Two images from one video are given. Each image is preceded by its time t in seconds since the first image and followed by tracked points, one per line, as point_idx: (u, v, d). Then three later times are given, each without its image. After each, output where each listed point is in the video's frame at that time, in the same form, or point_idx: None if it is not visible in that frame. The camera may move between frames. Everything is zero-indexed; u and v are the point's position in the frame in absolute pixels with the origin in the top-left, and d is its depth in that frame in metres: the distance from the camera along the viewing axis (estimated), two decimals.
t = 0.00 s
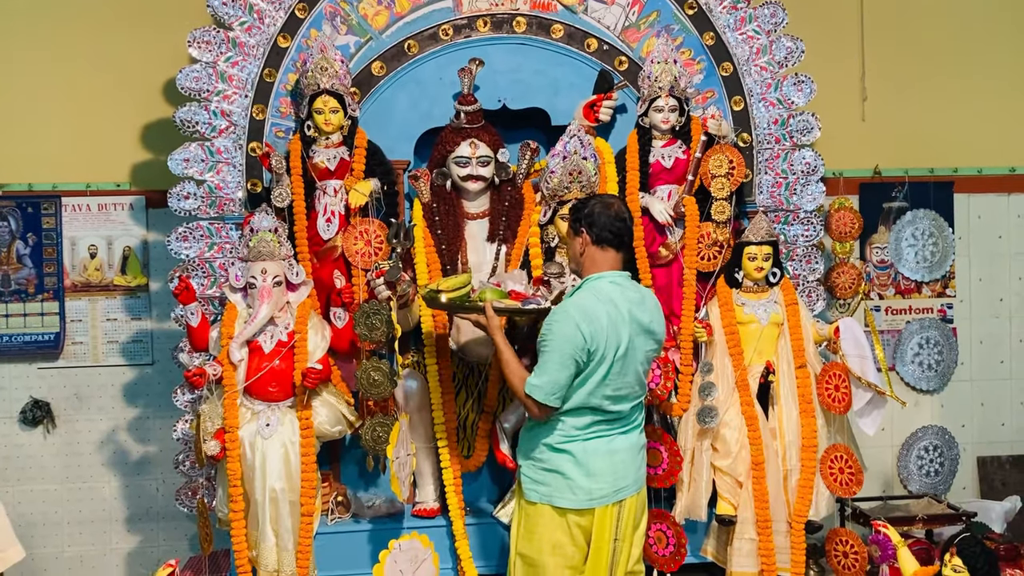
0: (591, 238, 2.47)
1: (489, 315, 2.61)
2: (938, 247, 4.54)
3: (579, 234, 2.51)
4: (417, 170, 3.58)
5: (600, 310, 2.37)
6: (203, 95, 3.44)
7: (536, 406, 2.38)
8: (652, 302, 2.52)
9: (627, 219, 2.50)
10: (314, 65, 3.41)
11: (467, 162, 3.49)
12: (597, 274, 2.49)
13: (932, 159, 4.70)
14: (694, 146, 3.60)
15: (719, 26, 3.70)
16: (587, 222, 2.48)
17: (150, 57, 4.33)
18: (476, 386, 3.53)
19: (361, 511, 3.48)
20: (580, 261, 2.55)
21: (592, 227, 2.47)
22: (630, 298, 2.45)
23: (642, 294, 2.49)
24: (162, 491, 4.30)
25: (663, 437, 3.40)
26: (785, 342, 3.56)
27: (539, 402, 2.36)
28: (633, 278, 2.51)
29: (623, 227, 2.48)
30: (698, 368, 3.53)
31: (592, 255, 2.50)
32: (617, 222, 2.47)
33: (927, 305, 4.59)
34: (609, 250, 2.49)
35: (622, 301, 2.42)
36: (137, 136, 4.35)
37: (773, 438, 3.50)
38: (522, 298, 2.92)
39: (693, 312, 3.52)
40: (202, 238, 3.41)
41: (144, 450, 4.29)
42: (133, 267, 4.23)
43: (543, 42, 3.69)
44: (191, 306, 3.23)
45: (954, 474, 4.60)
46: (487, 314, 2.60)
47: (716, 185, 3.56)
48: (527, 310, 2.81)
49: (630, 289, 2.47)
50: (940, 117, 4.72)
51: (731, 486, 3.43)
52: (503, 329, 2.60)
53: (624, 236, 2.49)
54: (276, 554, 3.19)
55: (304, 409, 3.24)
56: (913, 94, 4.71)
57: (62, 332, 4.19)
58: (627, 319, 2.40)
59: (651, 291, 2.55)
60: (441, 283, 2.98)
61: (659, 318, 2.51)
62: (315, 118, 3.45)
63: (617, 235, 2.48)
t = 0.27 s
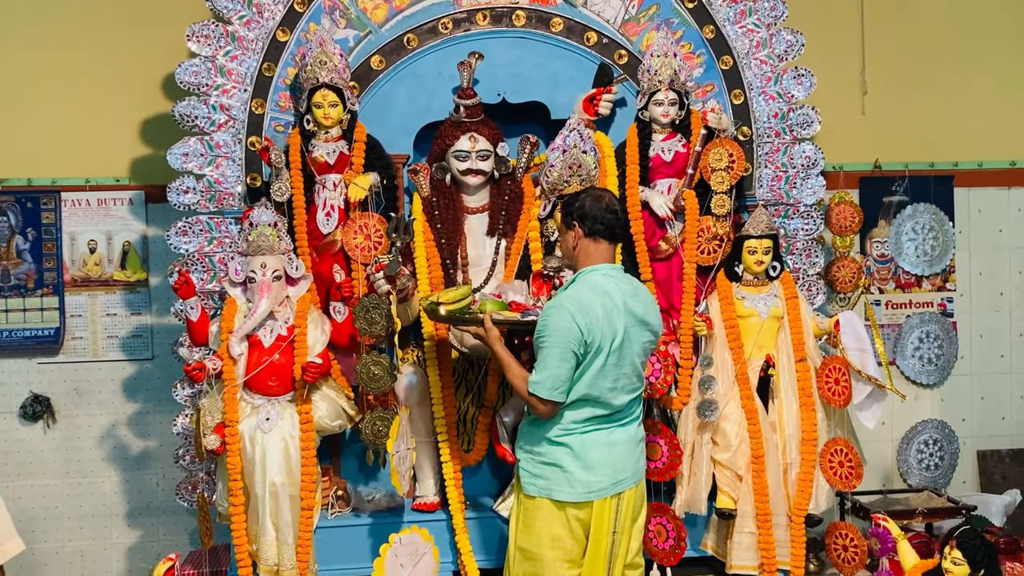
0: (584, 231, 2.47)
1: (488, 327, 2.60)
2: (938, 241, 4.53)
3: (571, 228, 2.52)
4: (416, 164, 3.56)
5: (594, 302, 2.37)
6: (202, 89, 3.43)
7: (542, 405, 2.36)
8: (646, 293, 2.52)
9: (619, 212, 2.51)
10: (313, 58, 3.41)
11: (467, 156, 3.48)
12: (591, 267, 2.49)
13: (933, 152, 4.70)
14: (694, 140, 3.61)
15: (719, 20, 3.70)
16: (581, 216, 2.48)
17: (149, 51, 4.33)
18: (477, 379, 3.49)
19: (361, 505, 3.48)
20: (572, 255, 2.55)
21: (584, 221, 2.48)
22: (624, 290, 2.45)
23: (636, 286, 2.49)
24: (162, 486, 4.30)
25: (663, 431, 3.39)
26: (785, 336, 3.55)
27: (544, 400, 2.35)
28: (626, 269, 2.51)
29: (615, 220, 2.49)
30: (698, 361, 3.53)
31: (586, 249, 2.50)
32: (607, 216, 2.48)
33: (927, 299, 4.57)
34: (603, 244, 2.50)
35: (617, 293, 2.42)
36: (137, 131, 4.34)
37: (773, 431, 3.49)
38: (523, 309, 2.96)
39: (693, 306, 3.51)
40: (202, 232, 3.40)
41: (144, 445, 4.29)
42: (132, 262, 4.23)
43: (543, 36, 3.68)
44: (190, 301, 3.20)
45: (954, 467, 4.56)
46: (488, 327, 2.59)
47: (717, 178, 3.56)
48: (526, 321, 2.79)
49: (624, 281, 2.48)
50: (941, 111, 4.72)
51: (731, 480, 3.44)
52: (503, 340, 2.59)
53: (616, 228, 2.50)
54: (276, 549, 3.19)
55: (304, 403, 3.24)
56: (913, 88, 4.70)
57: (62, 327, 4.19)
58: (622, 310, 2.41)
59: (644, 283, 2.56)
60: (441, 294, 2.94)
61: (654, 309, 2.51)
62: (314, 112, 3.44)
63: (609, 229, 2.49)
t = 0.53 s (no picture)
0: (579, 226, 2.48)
1: (484, 328, 2.62)
2: (938, 237, 4.53)
3: (566, 224, 2.52)
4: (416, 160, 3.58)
5: (587, 296, 2.38)
6: (202, 85, 3.43)
7: (540, 401, 2.38)
8: (643, 287, 2.52)
9: (614, 206, 2.51)
10: (313, 54, 3.41)
11: (467, 151, 3.49)
12: (586, 261, 2.49)
13: (933, 148, 4.70)
14: (694, 135, 3.59)
15: (719, 15, 3.69)
16: (576, 211, 2.49)
17: (149, 47, 4.33)
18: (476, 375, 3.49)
19: (362, 500, 3.48)
20: (567, 251, 2.56)
21: (579, 216, 2.49)
22: (620, 283, 2.45)
23: (632, 280, 2.49)
24: (163, 482, 4.30)
25: (663, 426, 3.40)
26: (785, 331, 3.55)
27: (541, 394, 2.36)
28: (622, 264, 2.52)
29: (609, 214, 2.50)
30: (698, 356, 3.53)
31: (580, 244, 2.51)
32: (602, 212, 2.49)
33: (927, 295, 4.58)
34: (598, 239, 2.50)
35: (612, 287, 2.43)
36: (136, 127, 4.34)
37: (773, 426, 3.49)
38: (520, 310, 2.96)
39: (693, 301, 3.51)
40: (202, 228, 3.40)
41: (145, 441, 4.29)
42: (132, 259, 4.23)
43: (543, 31, 3.68)
44: (190, 296, 3.23)
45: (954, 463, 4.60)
46: (483, 326, 2.61)
47: (716, 173, 3.55)
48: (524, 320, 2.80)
49: (620, 275, 2.48)
50: (941, 106, 4.71)
51: (732, 474, 3.43)
52: (500, 340, 2.61)
53: (611, 223, 2.50)
54: (277, 544, 3.19)
55: (304, 398, 3.24)
56: (913, 84, 4.69)
57: (62, 323, 4.19)
58: (617, 303, 2.41)
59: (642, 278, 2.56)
60: (440, 297, 2.95)
61: (651, 302, 2.51)
62: (314, 108, 3.44)
63: (604, 225, 2.49)
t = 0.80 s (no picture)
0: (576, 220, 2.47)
1: (484, 323, 2.61)
2: (941, 232, 4.52)
3: (563, 218, 2.51)
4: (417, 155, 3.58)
5: (584, 290, 2.38)
6: (203, 80, 3.43)
7: (536, 395, 2.37)
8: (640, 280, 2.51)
9: (610, 199, 2.51)
10: (315, 48, 3.40)
11: (468, 146, 3.48)
12: (583, 255, 2.48)
13: (935, 143, 4.69)
14: (696, 130, 3.61)
15: (721, 9, 3.69)
16: (574, 205, 2.48)
17: (150, 43, 4.32)
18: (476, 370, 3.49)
19: (364, 495, 3.49)
20: (564, 245, 2.55)
21: (576, 209, 2.48)
22: (616, 277, 2.44)
23: (629, 273, 2.48)
24: (165, 478, 4.30)
25: (665, 421, 3.38)
26: (788, 326, 3.54)
27: (538, 389, 2.35)
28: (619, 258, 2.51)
29: (607, 208, 2.49)
30: (700, 351, 3.52)
31: (578, 237, 2.50)
32: (600, 205, 2.48)
33: (930, 291, 4.56)
34: (596, 233, 2.50)
35: (609, 280, 2.42)
36: (137, 124, 4.34)
37: (776, 421, 3.49)
38: (521, 308, 2.94)
39: (695, 296, 3.51)
40: (203, 223, 3.41)
41: (146, 438, 4.29)
42: (134, 255, 4.23)
43: (545, 26, 3.67)
44: (192, 291, 3.21)
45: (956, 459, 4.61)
46: (482, 322, 2.61)
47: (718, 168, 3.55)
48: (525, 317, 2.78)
49: (617, 268, 2.47)
50: (944, 102, 4.70)
51: (734, 469, 3.42)
52: (498, 336, 2.61)
53: (608, 216, 2.50)
54: (278, 539, 3.18)
55: (306, 393, 3.24)
56: (915, 79, 4.69)
57: (64, 319, 4.19)
58: (613, 297, 2.40)
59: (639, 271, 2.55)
60: (441, 291, 2.95)
61: (649, 295, 2.50)
62: (316, 103, 3.44)
63: (602, 218, 2.49)
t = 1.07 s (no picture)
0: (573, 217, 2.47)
1: (486, 322, 2.60)
2: (942, 231, 4.52)
3: (560, 215, 2.51)
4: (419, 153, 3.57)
5: (578, 287, 2.37)
6: (204, 77, 3.43)
7: (533, 393, 2.38)
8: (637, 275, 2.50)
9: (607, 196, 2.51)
10: (316, 45, 3.40)
11: (469, 143, 3.47)
12: (579, 252, 2.48)
13: (937, 141, 4.69)
14: (698, 127, 3.60)
15: (722, 7, 3.69)
16: (570, 202, 2.48)
17: (150, 41, 4.32)
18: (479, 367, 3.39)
19: (365, 493, 3.49)
20: (562, 244, 2.55)
21: (573, 206, 2.48)
22: (612, 273, 2.44)
23: (625, 269, 2.48)
24: (166, 476, 4.30)
25: (666, 418, 3.38)
26: (789, 323, 3.54)
27: (535, 387, 2.35)
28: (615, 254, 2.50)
29: (603, 204, 2.49)
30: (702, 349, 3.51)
31: (575, 234, 2.50)
32: (596, 203, 2.48)
33: (932, 289, 4.57)
34: (592, 230, 2.50)
35: (604, 277, 2.42)
36: (138, 122, 4.33)
37: (778, 418, 3.49)
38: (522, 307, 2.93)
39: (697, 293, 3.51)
40: (205, 221, 3.41)
41: (148, 436, 4.29)
42: (135, 253, 4.23)
43: (546, 23, 3.67)
44: (194, 288, 3.20)
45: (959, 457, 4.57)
46: (484, 320, 2.60)
47: (720, 165, 3.54)
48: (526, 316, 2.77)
49: (613, 265, 2.47)
50: (945, 100, 4.70)
51: (735, 467, 3.42)
52: (500, 334, 2.60)
53: (605, 213, 2.50)
54: (280, 536, 3.18)
55: (307, 390, 3.24)
56: (917, 77, 4.68)
57: (65, 317, 4.19)
58: (608, 294, 2.39)
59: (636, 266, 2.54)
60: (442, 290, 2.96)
61: (646, 290, 2.50)
62: (317, 100, 3.44)
63: (598, 215, 2.49)
